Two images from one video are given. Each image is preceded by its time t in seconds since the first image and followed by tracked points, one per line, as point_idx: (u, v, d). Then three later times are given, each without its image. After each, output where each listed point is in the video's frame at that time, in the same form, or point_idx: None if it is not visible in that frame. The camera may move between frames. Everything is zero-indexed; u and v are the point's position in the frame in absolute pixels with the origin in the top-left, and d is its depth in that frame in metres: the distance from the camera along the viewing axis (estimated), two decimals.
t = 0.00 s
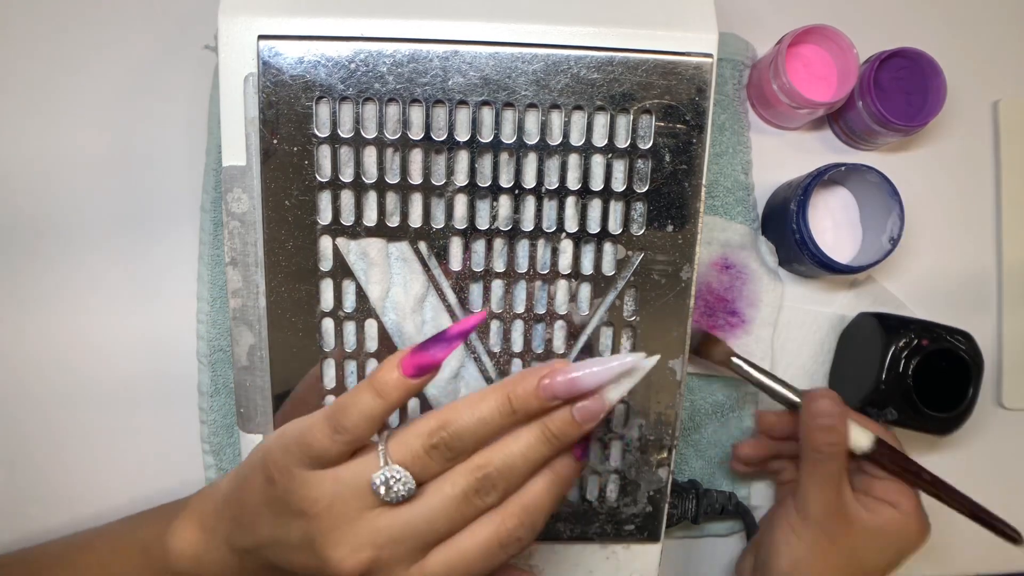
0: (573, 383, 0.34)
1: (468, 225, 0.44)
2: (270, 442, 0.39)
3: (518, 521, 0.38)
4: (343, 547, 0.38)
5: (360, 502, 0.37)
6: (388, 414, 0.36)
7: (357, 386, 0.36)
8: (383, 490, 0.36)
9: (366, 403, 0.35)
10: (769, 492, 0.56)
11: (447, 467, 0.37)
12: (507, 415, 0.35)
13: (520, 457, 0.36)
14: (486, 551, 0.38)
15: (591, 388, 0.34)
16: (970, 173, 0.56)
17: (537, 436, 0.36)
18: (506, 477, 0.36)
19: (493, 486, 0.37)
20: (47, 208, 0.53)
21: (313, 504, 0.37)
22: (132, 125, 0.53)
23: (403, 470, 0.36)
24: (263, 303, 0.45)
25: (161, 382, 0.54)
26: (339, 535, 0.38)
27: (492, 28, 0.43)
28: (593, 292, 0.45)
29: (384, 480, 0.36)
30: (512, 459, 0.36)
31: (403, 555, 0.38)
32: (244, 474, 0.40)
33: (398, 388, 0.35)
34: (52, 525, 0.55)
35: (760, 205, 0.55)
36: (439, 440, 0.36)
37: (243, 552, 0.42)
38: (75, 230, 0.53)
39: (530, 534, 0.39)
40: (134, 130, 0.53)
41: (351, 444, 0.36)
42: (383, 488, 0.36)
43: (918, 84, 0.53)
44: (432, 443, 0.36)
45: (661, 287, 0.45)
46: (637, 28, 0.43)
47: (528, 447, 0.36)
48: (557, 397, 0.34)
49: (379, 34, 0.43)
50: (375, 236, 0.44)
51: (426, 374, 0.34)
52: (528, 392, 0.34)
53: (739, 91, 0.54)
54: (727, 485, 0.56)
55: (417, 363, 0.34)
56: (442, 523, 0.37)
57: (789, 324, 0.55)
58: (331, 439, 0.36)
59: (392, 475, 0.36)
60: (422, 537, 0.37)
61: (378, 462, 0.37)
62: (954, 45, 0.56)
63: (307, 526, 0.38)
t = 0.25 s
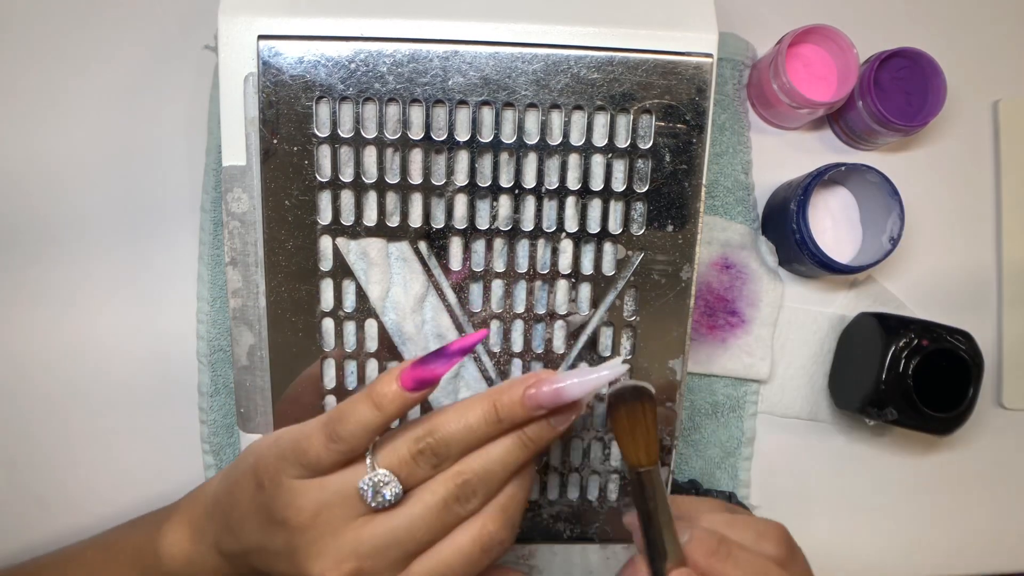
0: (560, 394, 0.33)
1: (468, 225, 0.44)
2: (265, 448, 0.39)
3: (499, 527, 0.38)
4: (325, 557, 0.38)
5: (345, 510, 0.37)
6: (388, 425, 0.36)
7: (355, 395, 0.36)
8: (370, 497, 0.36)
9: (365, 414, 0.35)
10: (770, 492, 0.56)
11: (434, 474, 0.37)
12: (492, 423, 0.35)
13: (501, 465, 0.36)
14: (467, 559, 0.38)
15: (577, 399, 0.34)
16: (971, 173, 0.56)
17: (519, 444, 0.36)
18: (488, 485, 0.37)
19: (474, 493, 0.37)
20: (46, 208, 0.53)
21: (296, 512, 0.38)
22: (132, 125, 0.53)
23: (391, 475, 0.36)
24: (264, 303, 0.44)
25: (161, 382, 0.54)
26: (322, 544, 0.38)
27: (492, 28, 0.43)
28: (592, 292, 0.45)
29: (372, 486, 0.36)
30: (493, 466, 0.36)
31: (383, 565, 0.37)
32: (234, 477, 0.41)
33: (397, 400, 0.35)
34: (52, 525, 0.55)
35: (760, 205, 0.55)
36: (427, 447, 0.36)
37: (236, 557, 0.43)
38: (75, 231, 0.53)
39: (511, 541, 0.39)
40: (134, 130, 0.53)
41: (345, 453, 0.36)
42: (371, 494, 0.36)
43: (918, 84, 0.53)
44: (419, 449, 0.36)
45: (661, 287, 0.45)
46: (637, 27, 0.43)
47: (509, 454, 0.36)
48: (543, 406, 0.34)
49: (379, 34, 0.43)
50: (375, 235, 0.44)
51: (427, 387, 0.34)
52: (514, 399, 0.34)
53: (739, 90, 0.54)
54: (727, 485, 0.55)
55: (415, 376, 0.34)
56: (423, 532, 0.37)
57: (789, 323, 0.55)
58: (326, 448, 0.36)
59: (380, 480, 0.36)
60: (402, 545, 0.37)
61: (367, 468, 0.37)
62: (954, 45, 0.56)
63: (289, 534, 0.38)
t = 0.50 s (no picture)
0: (561, 394, 0.34)
1: (468, 225, 0.44)
2: (267, 449, 0.39)
3: (501, 530, 0.37)
4: (326, 557, 0.38)
5: (346, 509, 0.37)
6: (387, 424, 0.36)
7: (355, 394, 0.36)
8: (370, 497, 0.36)
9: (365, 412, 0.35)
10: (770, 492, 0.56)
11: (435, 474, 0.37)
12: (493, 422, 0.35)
13: (502, 465, 0.36)
14: (468, 563, 0.37)
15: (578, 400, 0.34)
16: (970, 173, 0.56)
17: (520, 444, 0.36)
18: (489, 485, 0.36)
19: (475, 494, 0.36)
20: (46, 208, 0.53)
21: (298, 511, 0.38)
22: (132, 125, 0.53)
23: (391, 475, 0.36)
24: (264, 303, 0.45)
25: (161, 381, 0.54)
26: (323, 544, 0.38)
27: (492, 28, 0.43)
28: (592, 292, 0.45)
29: (372, 486, 0.36)
30: (494, 467, 0.36)
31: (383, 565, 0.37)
32: (235, 477, 0.41)
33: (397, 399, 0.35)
34: (53, 525, 0.55)
35: (760, 205, 0.55)
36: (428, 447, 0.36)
37: (237, 556, 0.43)
38: (75, 231, 0.53)
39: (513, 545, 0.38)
40: (134, 131, 0.53)
41: (344, 453, 0.36)
42: (371, 494, 0.36)
43: (919, 84, 0.53)
44: (420, 448, 0.36)
45: (661, 287, 0.45)
46: (638, 27, 0.43)
47: (510, 455, 0.36)
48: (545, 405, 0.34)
49: (379, 34, 0.43)
50: (375, 236, 0.44)
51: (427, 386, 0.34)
52: (516, 399, 0.34)
53: (739, 90, 0.54)
54: (727, 485, 0.55)
55: (413, 374, 0.34)
56: (423, 532, 0.37)
57: (789, 323, 0.55)
58: (326, 447, 0.36)
59: (380, 480, 0.36)
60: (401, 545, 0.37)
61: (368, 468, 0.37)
62: (954, 45, 0.56)
63: (290, 533, 0.38)
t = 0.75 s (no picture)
0: (560, 393, 0.34)
1: (468, 225, 0.44)
2: (265, 446, 0.39)
3: (499, 528, 0.37)
4: (323, 554, 0.38)
5: (344, 505, 0.37)
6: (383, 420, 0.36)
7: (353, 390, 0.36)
8: (368, 494, 0.36)
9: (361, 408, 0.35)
10: (770, 492, 0.56)
11: (433, 471, 0.37)
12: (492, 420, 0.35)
13: (500, 463, 0.36)
14: (466, 561, 0.37)
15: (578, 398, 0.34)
16: (970, 173, 0.56)
17: (519, 442, 0.36)
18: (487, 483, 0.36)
19: (473, 492, 0.36)
20: (47, 209, 0.53)
21: (296, 508, 0.37)
22: (132, 125, 0.53)
23: (389, 471, 0.36)
24: (264, 303, 0.45)
25: (162, 381, 0.54)
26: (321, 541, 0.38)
27: (492, 28, 0.43)
28: (593, 292, 0.45)
29: (370, 482, 0.36)
30: (492, 465, 0.36)
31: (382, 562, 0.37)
32: (235, 474, 0.41)
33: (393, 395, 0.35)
34: (53, 525, 0.55)
35: (760, 205, 0.55)
36: (427, 444, 0.36)
37: (237, 555, 0.43)
38: (75, 231, 0.53)
39: (511, 544, 0.38)
40: (135, 131, 0.53)
41: (342, 449, 0.36)
42: (369, 490, 0.36)
43: (919, 84, 0.53)
44: (418, 446, 0.36)
45: (661, 287, 0.45)
46: (638, 27, 0.43)
47: (509, 453, 0.36)
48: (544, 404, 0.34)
49: (379, 34, 0.43)
50: (375, 235, 0.44)
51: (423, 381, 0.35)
52: (515, 397, 0.34)
53: (739, 90, 0.54)
54: (728, 485, 0.55)
55: (410, 370, 0.34)
56: (421, 528, 0.37)
57: (789, 323, 0.55)
58: (323, 443, 0.36)
59: (378, 476, 0.36)
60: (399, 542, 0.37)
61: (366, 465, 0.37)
62: (954, 45, 0.56)
63: (288, 531, 0.38)
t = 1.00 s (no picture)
0: (536, 349, 0.37)
1: (468, 224, 0.44)
2: (251, 435, 0.39)
3: (444, 491, 0.36)
4: (263, 491, 0.36)
5: (303, 436, 0.37)
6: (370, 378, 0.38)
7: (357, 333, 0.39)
8: (327, 412, 0.36)
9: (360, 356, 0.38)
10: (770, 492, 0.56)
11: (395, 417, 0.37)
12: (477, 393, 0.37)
13: (468, 429, 0.36)
14: (400, 519, 0.35)
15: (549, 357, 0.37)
16: (970, 173, 0.56)
17: (487, 408, 0.36)
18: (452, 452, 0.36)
19: (426, 445, 0.36)
20: (47, 208, 0.53)
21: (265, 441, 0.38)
22: (132, 125, 0.53)
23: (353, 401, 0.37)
24: (264, 303, 0.44)
25: (161, 381, 0.54)
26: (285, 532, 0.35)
27: (493, 27, 0.43)
28: (593, 292, 0.45)
29: (333, 400, 0.36)
30: (459, 431, 0.36)
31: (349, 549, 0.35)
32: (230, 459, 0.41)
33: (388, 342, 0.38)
34: (51, 526, 0.54)
35: (760, 205, 0.55)
36: (401, 385, 0.37)
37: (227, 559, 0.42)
38: (74, 231, 0.53)
39: (450, 522, 0.36)
40: (134, 130, 0.53)
41: (329, 381, 0.38)
42: (328, 409, 0.36)
43: (919, 84, 0.53)
44: (392, 385, 0.37)
45: (661, 287, 0.45)
46: (638, 27, 0.43)
47: (476, 418, 0.36)
48: (519, 360, 0.37)
49: (380, 34, 0.43)
50: (375, 235, 0.44)
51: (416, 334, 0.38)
52: (493, 358, 0.37)
53: (739, 91, 0.54)
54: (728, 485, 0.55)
55: (413, 306, 0.39)
56: (389, 505, 0.35)
57: (789, 323, 0.55)
58: (316, 376, 0.38)
59: (340, 401, 0.36)
60: (365, 523, 0.35)
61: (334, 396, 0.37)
62: (953, 45, 0.56)
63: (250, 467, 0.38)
